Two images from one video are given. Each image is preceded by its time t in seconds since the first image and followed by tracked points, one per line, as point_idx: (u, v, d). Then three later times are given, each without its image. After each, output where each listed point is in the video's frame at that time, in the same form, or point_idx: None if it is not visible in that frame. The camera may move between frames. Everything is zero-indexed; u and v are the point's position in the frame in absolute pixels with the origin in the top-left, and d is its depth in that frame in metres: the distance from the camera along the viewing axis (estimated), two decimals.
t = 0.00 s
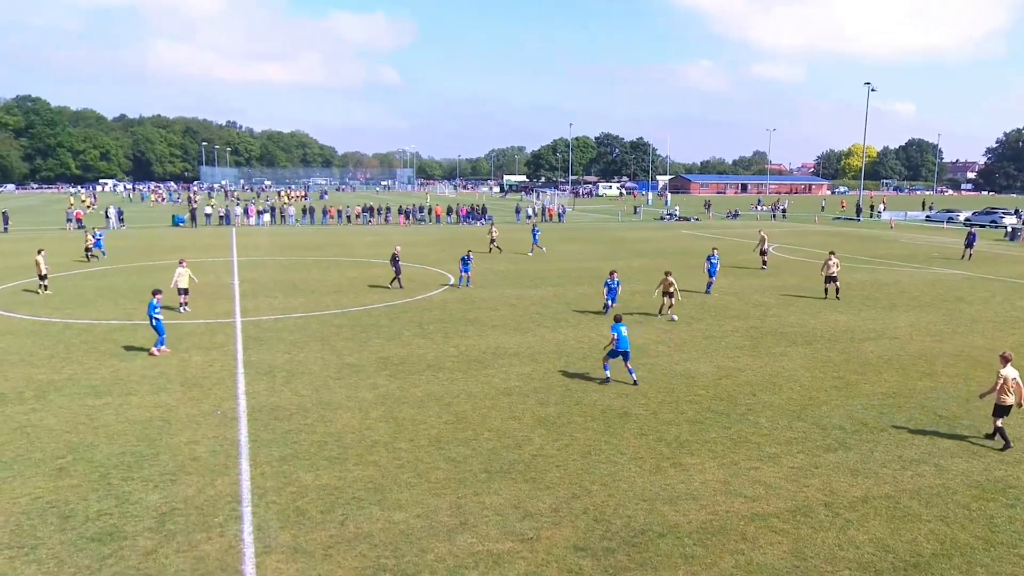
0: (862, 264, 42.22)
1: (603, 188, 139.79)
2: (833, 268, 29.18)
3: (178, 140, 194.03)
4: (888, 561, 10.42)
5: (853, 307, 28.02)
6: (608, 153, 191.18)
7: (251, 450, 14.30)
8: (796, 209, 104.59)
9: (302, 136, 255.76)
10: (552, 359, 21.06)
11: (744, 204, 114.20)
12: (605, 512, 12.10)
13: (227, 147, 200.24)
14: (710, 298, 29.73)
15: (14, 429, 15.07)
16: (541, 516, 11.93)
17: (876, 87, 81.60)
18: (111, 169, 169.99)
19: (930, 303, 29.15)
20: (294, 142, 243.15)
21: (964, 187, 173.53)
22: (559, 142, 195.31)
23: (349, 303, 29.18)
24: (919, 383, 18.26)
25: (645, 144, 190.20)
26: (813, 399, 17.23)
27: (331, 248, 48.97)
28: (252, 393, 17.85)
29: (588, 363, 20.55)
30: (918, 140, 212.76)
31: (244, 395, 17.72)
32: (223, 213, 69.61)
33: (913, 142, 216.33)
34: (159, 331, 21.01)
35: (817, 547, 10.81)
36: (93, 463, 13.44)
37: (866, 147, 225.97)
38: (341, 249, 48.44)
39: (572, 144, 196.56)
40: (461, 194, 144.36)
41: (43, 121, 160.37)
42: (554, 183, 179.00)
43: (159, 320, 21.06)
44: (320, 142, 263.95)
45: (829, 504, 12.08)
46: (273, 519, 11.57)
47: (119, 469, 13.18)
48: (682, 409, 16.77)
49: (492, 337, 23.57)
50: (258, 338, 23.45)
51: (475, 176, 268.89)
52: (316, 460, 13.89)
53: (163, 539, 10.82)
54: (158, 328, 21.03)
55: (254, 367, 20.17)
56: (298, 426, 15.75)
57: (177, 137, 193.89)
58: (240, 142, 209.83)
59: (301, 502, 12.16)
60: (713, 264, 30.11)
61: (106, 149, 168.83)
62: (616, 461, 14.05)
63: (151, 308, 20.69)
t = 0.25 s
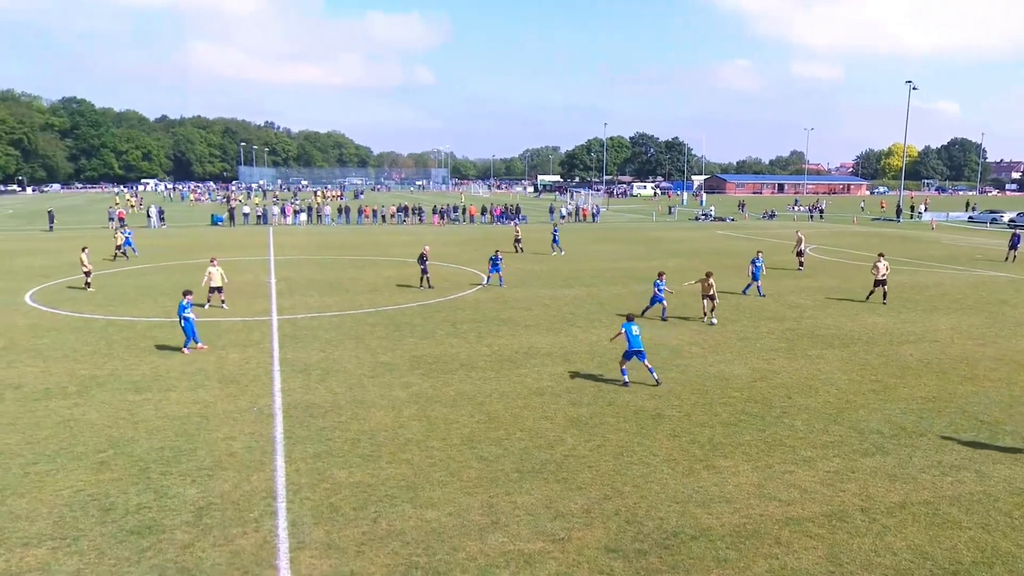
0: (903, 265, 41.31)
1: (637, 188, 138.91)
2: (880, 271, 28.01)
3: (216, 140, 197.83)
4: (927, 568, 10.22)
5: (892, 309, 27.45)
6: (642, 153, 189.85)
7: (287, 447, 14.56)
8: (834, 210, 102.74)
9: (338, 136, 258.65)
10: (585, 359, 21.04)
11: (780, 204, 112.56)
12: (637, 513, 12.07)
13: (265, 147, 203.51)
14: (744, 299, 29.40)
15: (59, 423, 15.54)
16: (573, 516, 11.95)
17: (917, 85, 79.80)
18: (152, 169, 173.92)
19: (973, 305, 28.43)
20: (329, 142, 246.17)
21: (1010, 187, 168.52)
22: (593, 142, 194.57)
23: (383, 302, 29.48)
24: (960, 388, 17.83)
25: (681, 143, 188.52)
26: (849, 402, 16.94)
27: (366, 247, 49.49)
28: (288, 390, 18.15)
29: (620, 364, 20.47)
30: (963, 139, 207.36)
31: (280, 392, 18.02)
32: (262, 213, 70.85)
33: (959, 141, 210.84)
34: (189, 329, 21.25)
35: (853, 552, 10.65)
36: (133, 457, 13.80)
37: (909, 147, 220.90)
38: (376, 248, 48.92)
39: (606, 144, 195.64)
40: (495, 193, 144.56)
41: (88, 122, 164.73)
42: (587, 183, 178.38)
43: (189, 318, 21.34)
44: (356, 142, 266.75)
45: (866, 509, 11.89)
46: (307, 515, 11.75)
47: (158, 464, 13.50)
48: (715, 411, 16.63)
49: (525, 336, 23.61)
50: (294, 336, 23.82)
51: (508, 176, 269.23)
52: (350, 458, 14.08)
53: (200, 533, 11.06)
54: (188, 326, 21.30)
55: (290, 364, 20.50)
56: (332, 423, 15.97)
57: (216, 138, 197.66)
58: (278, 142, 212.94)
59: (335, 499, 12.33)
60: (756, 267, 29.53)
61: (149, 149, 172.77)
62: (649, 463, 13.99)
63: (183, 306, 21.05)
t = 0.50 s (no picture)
0: (959, 268, 40.05)
1: (682, 188, 137.44)
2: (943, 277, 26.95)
3: (266, 141, 202.18)
4: None
5: (946, 313, 26.65)
6: (687, 153, 187.67)
7: (331, 443, 14.83)
8: (886, 211, 100.11)
9: (384, 137, 261.72)
10: (628, 360, 20.94)
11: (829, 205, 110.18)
12: (679, 516, 11.98)
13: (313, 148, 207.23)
14: (790, 302, 28.88)
15: (113, 416, 16.10)
16: (614, 518, 11.92)
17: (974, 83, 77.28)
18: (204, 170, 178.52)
19: None
20: (376, 142, 249.43)
21: None
22: (637, 142, 193.04)
23: (427, 301, 29.77)
24: (1017, 395, 17.24)
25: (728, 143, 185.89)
26: (899, 408, 16.51)
27: (410, 246, 50.00)
28: (333, 387, 18.49)
29: (664, 365, 20.31)
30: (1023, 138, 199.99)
31: (325, 389, 18.36)
32: (310, 212, 72.15)
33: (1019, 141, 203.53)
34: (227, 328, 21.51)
35: (903, 561, 10.39)
36: (184, 451, 14.21)
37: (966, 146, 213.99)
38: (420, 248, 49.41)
39: (650, 144, 193.94)
40: (538, 194, 144.50)
41: (144, 124, 169.91)
42: (632, 183, 177.09)
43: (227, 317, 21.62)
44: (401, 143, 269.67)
45: (916, 517, 11.59)
46: (350, 511, 11.97)
47: (207, 458, 13.89)
48: (760, 414, 16.39)
49: (567, 337, 23.60)
50: (340, 334, 24.24)
51: (552, 177, 269.04)
52: (393, 455, 14.28)
53: (246, 526, 11.33)
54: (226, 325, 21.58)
55: (335, 362, 20.86)
56: (376, 421, 16.22)
57: (265, 139, 202.01)
58: (325, 143, 216.49)
59: (378, 495, 12.53)
60: (816, 268, 28.77)
61: (201, 150, 177.36)
62: (692, 466, 13.87)
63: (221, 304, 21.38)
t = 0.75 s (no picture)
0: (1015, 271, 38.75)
1: (726, 188, 135.60)
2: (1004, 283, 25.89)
3: (311, 142, 205.64)
4: None
5: (1000, 317, 25.81)
6: (731, 153, 185.00)
7: (373, 441, 15.06)
8: (938, 212, 97.23)
9: (427, 137, 263.79)
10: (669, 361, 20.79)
11: (878, 206, 107.39)
12: (720, 520, 11.87)
13: (357, 149, 210.09)
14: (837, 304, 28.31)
15: (163, 411, 16.61)
16: (653, 521, 11.86)
17: None
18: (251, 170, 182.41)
19: None
20: (419, 143, 251.74)
21: None
22: (681, 141, 191.02)
23: (468, 301, 29.97)
24: None
25: (773, 143, 182.65)
26: (948, 414, 16.06)
27: (452, 246, 50.35)
28: (376, 385, 18.76)
29: (705, 367, 20.10)
30: None
31: (367, 387, 18.65)
32: (353, 212, 73.18)
33: None
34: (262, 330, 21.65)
35: (951, 572, 10.13)
36: (230, 446, 14.59)
37: None
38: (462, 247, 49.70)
39: (694, 144, 191.73)
40: (580, 194, 144.05)
41: (194, 125, 174.35)
42: (674, 183, 175.39)
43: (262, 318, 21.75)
44: (444, 143, 271.66)
45: (965, 526, 11.29)
46: (391, 508, 12.15)
47: (252, 454, 14.23)
48: (804, 418, 16.12)
49: (608, 338, 23.52)
50: (382, 332, 24.57)
51: (594, 177, 268.14)
52: (433, 454, 14.45)
53: (289, 521, 11.59)
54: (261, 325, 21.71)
55: (377, 360, 21.17)
56: (416, 419, 16.41)
57: (311, 140, 205.48)
58: (369, 143, 219.17)
59: (418, 493, 12.70)
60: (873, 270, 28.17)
61: (248, 151, 181.21)
62: (733, 469, 13.73)
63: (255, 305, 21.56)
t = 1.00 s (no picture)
0: None
1: (771, 188, 133.33)
2: None
3: (356, 143, 208.50)
4: None
5: None
6: (778, 153, 181.76)
7: (414, 439, 15.26)
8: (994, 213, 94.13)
9: (469, 137, 265.11)
10: (712, 363, 20.58)
11: (930, 207, 104.46)
12: (762, 525, 11.73)
13: (401, 149, 212.38)
14: (886, 307, 27.64)
15: (210, 406, 17.08)
16: (693, 524, 11.78)
17: None
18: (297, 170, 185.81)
19: None
20: (462, 143, 253.20)
21: None
22: (725, 141, 188.38)
23: (509, 301, 30.08)
24: None
25: (821, 143, 178.74)
26: (1001, 421, 15.58)
27: (494, 246, 50.61)
28: (417, 384, 18.99)
29: (749, 370, 19.83)
30: None
31: (409, 385, 18.89)
32: (397, 212, 74.04)
33: None
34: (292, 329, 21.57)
35: None
36: (274, 442, 14.93)
37: None
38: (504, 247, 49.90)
39: (739, 143, 188.94)
40: (622, 194, 143.16)
41: (243, 127, 178.37)
42: (718, 184, 173.12)
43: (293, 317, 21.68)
44: (486, 144, 272.73)
45: (1017, 537, 10.96)
46: (430, 506, 12.30)
47: (295, 449, 14.55)
48: (850, 423, 15.81)
49: (650, 339, 23.38)
50: (424, 331, 24.85)
51: (637, 177, 266.34)
52: (473, 453, 14.57)
53: (331, 517, 11.82)
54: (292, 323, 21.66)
55: (419, 359, 21.42)
56: (457, 418, 16.57)
57: (355, 140, 208.37)
58: (412, 143, 221.21)
59: (458, 492, 12.83)
60: (929, 274, 27.23)
61: (295, 151, 184.64)
62: (776, 474, 13.54)
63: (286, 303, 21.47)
